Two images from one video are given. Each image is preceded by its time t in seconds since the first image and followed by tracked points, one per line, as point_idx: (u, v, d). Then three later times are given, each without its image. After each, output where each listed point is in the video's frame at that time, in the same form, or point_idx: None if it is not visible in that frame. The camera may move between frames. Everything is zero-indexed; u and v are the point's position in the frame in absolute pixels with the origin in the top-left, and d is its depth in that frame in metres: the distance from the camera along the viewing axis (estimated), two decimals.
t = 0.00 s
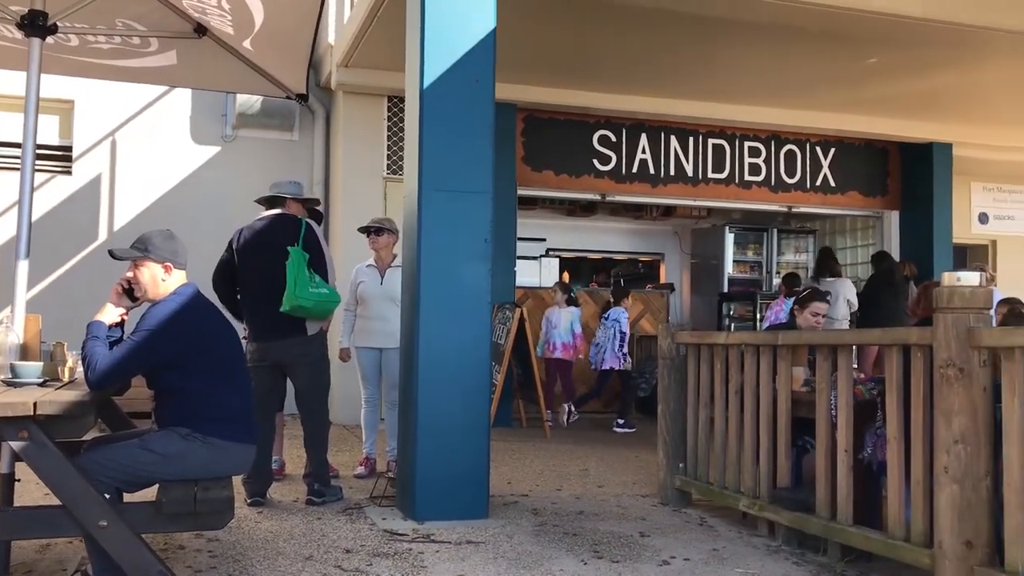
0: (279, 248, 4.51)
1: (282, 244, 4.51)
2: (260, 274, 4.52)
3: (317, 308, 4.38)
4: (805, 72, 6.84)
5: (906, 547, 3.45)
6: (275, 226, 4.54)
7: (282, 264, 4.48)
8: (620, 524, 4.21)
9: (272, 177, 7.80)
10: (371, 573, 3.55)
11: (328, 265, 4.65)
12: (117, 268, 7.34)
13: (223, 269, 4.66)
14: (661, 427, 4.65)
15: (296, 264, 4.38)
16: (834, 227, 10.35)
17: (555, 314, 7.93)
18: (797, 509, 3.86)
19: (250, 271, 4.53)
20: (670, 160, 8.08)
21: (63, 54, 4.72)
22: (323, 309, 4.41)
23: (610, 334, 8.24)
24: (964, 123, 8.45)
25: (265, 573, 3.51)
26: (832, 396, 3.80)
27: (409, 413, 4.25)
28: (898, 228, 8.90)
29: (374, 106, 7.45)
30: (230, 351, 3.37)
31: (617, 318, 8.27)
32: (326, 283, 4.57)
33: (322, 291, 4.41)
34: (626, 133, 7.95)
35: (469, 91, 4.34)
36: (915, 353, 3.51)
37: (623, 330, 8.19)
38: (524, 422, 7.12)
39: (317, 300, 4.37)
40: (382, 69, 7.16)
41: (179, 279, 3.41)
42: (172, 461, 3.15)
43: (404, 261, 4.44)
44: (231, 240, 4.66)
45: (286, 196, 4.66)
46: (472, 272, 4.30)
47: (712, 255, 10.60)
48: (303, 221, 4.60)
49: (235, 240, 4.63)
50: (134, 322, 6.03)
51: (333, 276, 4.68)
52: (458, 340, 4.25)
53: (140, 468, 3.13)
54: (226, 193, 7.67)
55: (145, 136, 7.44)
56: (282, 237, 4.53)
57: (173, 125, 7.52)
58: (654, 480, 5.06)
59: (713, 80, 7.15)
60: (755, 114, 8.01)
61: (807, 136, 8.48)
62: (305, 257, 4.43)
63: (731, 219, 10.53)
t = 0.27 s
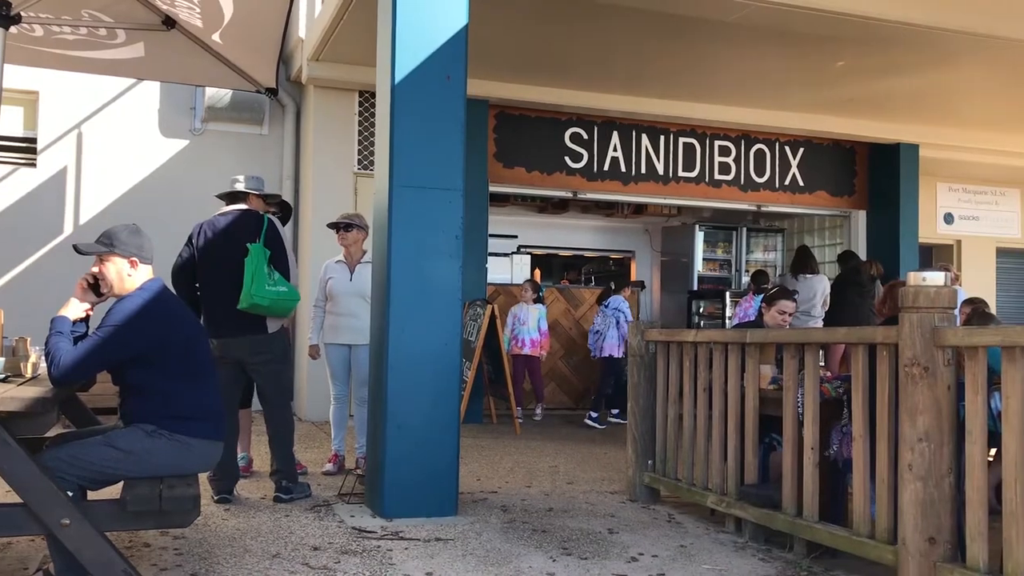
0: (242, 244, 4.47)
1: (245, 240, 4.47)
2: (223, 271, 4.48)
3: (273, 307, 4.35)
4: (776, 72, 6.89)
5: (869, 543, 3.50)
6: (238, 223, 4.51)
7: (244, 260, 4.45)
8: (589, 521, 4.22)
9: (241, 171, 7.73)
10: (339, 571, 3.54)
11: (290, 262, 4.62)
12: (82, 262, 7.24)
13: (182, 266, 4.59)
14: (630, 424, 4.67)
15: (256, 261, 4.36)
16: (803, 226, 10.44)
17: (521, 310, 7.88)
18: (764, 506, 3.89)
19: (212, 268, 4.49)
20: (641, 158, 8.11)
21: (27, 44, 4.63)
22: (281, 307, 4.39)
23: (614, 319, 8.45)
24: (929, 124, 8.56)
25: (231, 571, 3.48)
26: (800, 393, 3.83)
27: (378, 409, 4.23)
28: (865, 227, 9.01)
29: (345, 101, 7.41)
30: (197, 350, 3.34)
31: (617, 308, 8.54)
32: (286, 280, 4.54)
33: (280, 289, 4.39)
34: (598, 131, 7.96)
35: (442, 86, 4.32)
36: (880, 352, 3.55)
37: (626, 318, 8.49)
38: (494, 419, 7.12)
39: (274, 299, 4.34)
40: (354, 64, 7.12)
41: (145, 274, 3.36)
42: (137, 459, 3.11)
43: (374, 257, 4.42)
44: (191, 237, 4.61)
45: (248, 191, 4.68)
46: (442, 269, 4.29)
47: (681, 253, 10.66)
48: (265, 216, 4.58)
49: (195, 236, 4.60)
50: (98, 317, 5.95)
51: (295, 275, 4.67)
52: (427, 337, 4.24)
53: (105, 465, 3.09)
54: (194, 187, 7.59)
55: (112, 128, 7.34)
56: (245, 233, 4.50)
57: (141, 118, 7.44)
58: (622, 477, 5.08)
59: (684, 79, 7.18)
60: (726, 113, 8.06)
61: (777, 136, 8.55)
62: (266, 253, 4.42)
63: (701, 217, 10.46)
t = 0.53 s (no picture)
0: (196, 237, 4.43)
1: (200, 232, 4.43)
2: (177, 265, 4.42)
3: (229, 299, 4.31)
4: (742, 70, 6.93)
5: (827, 538, 3.53)
6: (192, 217, 4.46)
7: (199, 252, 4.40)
8: (551, 516, 4.22)
9: (203, 163, 7.64)
10: (299, 567, 3.50)
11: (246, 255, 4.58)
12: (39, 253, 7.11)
13: (133, 265, 4.47)
14: (593, 419, 4.68)
15: (211, 253, 4.31)
16: (766, 222, 10.37)
17: (492, 307, 7.89)
18: (724, 501, 3.92)
19: (166, 262, 4.42)
20: (606, 155, 8.13)
21: None
22: (237, 300, 4.36)
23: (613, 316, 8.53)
24: (890, 123, 8.68)
25: (189, 568, 3.44)
26: (760, 389, 3.86)
27: (340, 404, 4.20)
28: (826, 225, 9.11)
29: (309, 92, 7.35)
30: (156, 345, 3.29)
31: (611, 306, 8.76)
32: (241, 272, 4.50)
33: (234, 281, 4.35)
34: (563, 127, 7.97)
35: (407, 79, 4.29)
36: (840, 349, 3.58)
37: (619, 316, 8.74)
38: (457, 414, 7.11)
39: (230, 291, 4.31)
40: (318, 55, 7.06)
41: (101, 267, 3.30)
42: (92, 454, 3.06)
43: (337, 251, 4.38)
44: (139, 235, 4.47)
45: (203, 183, 4.62)
46: (407, 263, 4.27)
47: (646, 249, 10.71)
48: (220, 209, 4.54)
49: (143, 234, 4.46)
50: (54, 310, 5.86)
51: (251, 269, 4.63)
52: (391, 332, 4.22)
53: (58, 460, 3.02)
54: (155, 178, 7.48)
55: (70, 118, 7.22)
56: (200, 226, 4.46)
57: (100, 107, 7.32)
58: (583, 472, 5.10)
59: (651, 75, 7.20)
60: (691, 111, 8.10)
61: (740, 133, 8.61)
62: (221, 245, 4.38)
63: (665, 214, 10.56)
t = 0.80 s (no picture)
0: (150, 226, 4.36)
1: (154, 221, 4.36)
2: (131, 255, 4.35)
3: (185, 286, 4.26)
4: (700, 66, 6.98)
5: (778, 530, 3.58)
6: (145, 205, 4.38)
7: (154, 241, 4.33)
8: (507, 510, 4.23)
9: (157, 153, 7.52)
10: (251, 562, 3.47)
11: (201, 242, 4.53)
12: None
13: (87, 255, 4.42)
14: (550, 413, 4.70)
15: (166, 241, 4.24)
16: (723, 219, 10.46)
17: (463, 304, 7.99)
18: (678, 494, 3.95)
19: (119, 252, 4.36)
20: (565, 149, 8.14)
21: None
22: (194, 287, 4.31)
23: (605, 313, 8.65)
24: (845, 122, 8.80)
25: (138, 564, 3.38)
26: (714, 383, 3.90)
27: (295, 399, 4.17)
28: (781, 222, 9.23)
29: (266, 82, 7.27)
30: (106, 337, 3.22)
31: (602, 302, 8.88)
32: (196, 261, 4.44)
33: (192, 268, 4.31)
34: (522, 121, 7.97)
35: (364, 70, 4.26)
36: (792, 345, 3.63)
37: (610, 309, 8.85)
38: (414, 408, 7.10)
39: (185, 279, 4.25)
40: (275, 45, 6.98)
41: (49, 258, 3.24)
42: (39, 449, 3.00)
43: (292, 244, 4.34)
44: (93, 225, 4.43)
45: (157, 173, 4.54)
46: (364, 257, 4.25)
47: (604, 243, 10.75)
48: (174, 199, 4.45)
49: (97, 224, 4.42)
50: None
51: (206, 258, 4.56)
52: (346, 325, 4.19)
53: (5, 454, 2.98)
54: (107, 168, 7.35)
55: (20, 105, 7.07)
56: (153, 216, 4.38)
57: (50, 95, 7.17)
58: (539, 466, 5.11)
59: (610, 70, 7.22)
60: (650, 107, 8.15)
61: (698, 130, 8.68)
62: (176, 233, 4.31)
63: (623, 210, 10.73)
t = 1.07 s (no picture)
0: (110, 217, 4.30)
1: (114, 213, 4.30)
2: (89, 245, 4.28)
3: (144, 282, 4.19)
4: (658, 62, 7.02)
5: (729, 523, 3.61)
6: (104, 195, 4.32)
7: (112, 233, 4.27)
8: (461, 504, 4.22)
9: (108, 142, 7.38)
10: (201, 558, 3.42)
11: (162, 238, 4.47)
12: None
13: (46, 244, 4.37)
14: (504, 407, 4.70)
15: (126, 234, 4.19)
16: (677, 214, 10.67)
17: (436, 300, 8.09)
18: (631, 487, 3.97)
19: (77, 242, 4.29)
20: (523, 143, 8.14)
21: None
22: (152, 283, 4.24)
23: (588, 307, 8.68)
24: (799, 119, 8.90)
25: (83, 561, 3.31)
26: (667, 377, 3.92)
27: (246, 392, 4.12)
28: (735, 217, 9.32)
29: (218, 72, 7.17)
30: (51, 329, 3.15)
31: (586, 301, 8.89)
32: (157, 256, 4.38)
33: (152, 263, 4.24)
34: (480, 114, 7.95)
35: (317, 60, 4.22)
36: (743, 338, 3.67)
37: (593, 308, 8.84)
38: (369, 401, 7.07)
39: (145, 274, 4.19)
40: (227, 34, 6.89)
41: None
42: None
43: (244, 236, 4.29)
44: (52, 214, 4.38)
45: (117, 162, 4.43)
46: (317, 249, 4.21)
47: (562, 238, 10.83)
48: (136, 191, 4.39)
49: (55, 213, 4.36)
50: None
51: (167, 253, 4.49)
52: (299, 319, 4.15)
53: None
54: (56, 157, 7.20)
55: None
56: (113, 207, 4.32)
57: None
58: (493, 459, 5.11)
59: (569, 65, 7.23)
60: (607, 102, 8.18)
61: (654, 126, 8.73)
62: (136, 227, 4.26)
63: (581, 204, 10.69)
